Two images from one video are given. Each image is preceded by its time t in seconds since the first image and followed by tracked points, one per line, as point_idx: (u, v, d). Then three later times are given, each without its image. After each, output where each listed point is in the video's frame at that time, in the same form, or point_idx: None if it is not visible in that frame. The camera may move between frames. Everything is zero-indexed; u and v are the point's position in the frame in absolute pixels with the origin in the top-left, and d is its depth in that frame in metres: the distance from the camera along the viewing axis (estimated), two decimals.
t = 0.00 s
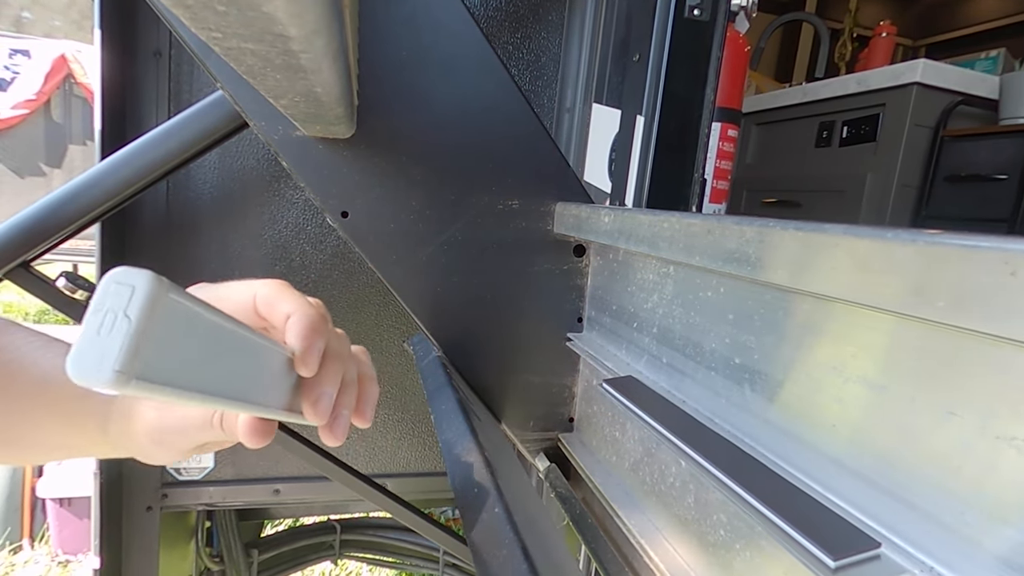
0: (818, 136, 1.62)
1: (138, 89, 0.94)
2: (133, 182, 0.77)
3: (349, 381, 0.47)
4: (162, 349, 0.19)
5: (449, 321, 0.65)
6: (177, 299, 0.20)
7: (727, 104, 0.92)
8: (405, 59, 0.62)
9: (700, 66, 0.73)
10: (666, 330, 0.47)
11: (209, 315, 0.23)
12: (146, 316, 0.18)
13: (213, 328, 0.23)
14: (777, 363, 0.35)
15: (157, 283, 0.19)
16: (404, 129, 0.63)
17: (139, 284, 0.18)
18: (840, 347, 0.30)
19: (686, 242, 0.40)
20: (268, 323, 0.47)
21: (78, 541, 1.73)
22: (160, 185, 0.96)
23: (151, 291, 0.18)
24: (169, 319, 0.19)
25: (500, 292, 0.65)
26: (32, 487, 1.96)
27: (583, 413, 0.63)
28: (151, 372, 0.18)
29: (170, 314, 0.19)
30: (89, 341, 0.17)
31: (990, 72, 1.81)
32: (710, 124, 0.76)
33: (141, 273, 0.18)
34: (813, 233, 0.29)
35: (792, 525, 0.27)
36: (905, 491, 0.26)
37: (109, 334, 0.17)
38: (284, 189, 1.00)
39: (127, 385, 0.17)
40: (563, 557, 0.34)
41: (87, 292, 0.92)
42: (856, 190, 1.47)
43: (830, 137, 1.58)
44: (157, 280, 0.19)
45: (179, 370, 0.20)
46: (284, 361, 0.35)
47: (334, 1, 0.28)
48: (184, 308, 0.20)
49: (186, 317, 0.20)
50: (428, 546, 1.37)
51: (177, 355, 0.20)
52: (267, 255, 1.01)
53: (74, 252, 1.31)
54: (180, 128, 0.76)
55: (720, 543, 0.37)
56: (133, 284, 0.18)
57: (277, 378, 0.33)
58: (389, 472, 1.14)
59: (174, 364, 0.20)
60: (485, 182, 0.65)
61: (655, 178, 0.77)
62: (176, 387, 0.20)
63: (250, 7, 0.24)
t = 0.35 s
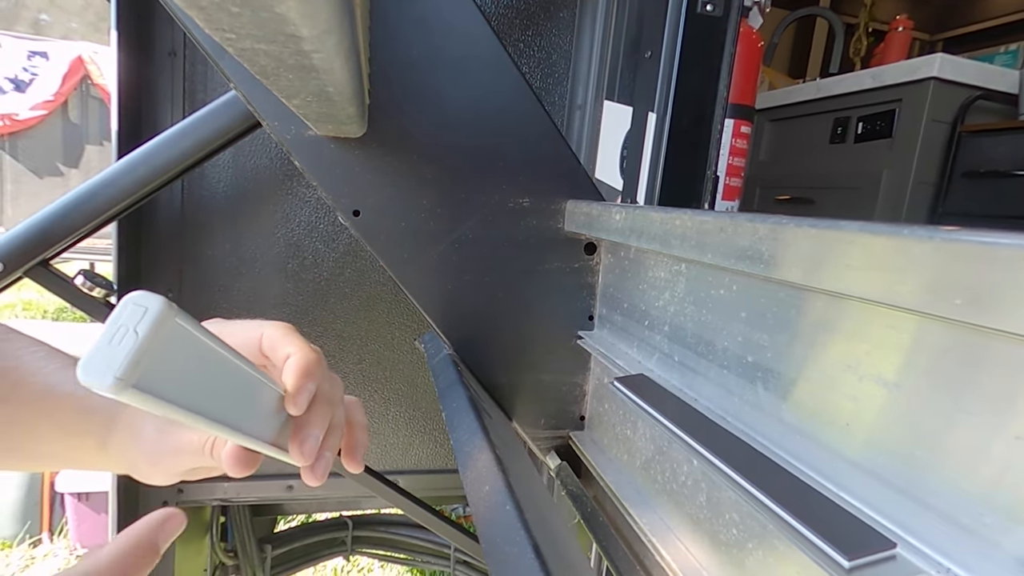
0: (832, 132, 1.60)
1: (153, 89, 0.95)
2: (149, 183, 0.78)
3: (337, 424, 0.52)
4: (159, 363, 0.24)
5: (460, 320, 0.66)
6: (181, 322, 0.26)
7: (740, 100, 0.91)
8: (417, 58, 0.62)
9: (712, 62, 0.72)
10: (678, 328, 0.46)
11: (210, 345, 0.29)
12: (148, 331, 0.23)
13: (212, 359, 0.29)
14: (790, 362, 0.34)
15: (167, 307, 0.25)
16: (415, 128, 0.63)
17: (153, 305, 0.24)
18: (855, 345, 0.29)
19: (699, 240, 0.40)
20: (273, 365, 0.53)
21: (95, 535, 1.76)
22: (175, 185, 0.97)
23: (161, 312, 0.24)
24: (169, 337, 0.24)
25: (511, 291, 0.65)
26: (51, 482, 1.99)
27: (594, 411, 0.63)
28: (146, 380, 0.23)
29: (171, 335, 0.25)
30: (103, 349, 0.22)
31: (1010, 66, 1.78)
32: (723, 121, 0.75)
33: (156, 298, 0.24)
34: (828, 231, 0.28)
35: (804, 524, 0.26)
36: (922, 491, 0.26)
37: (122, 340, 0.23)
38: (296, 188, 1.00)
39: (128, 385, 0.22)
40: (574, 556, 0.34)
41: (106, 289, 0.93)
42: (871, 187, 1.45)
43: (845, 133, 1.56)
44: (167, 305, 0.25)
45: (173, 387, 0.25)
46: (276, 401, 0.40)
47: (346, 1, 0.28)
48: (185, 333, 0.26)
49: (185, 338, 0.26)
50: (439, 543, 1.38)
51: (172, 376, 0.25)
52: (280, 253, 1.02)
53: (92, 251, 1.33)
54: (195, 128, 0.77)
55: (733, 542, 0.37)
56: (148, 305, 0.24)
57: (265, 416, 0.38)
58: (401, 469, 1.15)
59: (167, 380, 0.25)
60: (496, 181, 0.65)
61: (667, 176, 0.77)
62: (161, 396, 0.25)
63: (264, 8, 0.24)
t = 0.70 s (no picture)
0: (842, 132, 1.59)
1: (164, 91, 0.96)
2: (160, 185, 0.79)
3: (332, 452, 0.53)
4: (125, 408, 0.24)
5: (468, 320, 0.66)
6: (172, 367, 0.25)
7: (748, 101, 0.91)
8: (425, 60, 0.62)
9: (721, 63, 0.72)
10: (686, 329, 0.46)
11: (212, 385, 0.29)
12: (122, 378, 0.23)
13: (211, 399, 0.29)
14: (800, 363, 0.34)
15: (159, 352, 0.25)
16: (423, 129, 0.63)
17: (139, 349, 0.24)
18: (866, 346, 0.29)
19: (708, 240, 0.40)
20: (271, 392, 0.52)
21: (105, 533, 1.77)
22: (185, 186, 0.98)
23: (146, 358, 0.24)
24: (150, 382, 0.24)
25: (518, 291, 0.65)
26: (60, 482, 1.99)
27: (602, 412, 0.63)
28: (108, 417, 0.23)
29: (148, 381, 0.24)
30: (87, 383, 0.23)
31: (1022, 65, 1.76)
32: (732, 121, 0.75)
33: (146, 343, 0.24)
34: (838, 232, 0.28)
35: (814, 526, 0.26)
36: (934, 493, 0.26)
37: (98, 377, 0.23)
38: (305, 189, 1.01)
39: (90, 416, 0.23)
40: (582, 557, 0.34)
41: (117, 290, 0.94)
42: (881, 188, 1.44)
43: (855, 133, 1.55)
44: (158, 350, 0.25)
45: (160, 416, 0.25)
46: (270, 434, 0.40)
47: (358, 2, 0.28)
48: (173, 378, 0.25)
49: (170, 385, 0.25)
50: (446, 543, 1.38)
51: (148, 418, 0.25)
52: (289, 254, 1.02)
53: (103, 251, 1.35)
54: (205, 130, 0.78)
55: (742, 544, 0.37)
56: (135, 349, 0.24)
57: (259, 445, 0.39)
58: (408, 469, 1.15)
59: (136, 420, 0.24)
60: (504, 182, 0.65)
61: (675, 177, 0.77)
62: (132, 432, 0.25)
63: (277, 10, 0.24)
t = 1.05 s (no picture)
0: (845, 132, 1.59)
1: (168, 91, 0.96)
2: (165, 185, 0.79)
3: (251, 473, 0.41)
4: (67, 467, 0.25)
5: (471, 320, 0.66)
6: (126, 447, 0.25)
7: (751, 101, 0.91)
8: (429, 61, 0.62)
9: (724, 63, 0.72)
10: (689, 329, 0.46)
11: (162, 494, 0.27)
12: (75, 436, 0.24)
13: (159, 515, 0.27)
14: (803, 363, 0.34)
15: (128, 425, 0.25)
16: (426, 129, 0.64)
17: (108, 411, 0.25)
18: (869, 346, 0.29)
19: (711, 241, 0.40)
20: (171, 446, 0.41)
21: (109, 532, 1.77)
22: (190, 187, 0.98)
23: (108, 423, 0.25)
24: (99, 450, 0.25)
25: (522, 292, 0.65)
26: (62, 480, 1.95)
27: (604, 413, 0.63)
28: (46, 467, 0.24)
29: (99, 449, 0.25)
30: (54, 418, 0.24)
31: None
32: (735, 122, 0.75)
33: (123, 408, 0.25)
34: (842, 232, 0.28)
35: (818, 527, 0.26)
36: (939, 495, 0.26)
37: (59, 423, 0.24)
38: (309, 189, 1.01)
39: (26, 459, 0.24)
40: (586, 557, 0.34)
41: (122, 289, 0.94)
42: (885, 188, 1.44)
43: (859, 134, 1.54)
44: (128, 423, 0.25)
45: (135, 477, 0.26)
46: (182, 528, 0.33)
47: (364, 4, 0.28)
48: (129, 457, 0.26)
49: (122, 461, 0.26)
50: (448, 543, 1.39)
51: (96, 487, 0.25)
52: (293, 254, 1.03)
53: (107, 251, 1.35)
54: (210, 130, 0.78)
55: (745, 545, 0.37)
56: (110, 409, 0.25)
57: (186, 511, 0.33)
58: (410, 469, 1.16)
59: (75, 483, 0.25)
60: (507, 182, 0.65)
61: (678, 177, 0.77)
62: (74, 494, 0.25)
63: (284, 13, 0.24)
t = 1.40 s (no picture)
0: (853, 132, 1.58)
1: (176, 93, 0.97)
2: (173, 186, 0.80)
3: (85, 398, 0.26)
4: (68, 471, 0.22)
5: (476, 320, 0.66)
6: (132, 463, 0.22)
7: (758, 101, 0.91)
8: (435, 62, 0.62)
9: (731, 63, 0.72)
10: (696, 330, 0.46)
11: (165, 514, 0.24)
12: (85, 436, 0.21)
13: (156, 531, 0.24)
14: (810, 364, 0.34)
15: (138, 441, 0.22)
16: (432, 130, 0.64)
17: (119, 422, 0.22)
18: (876, 347, 0.29)
19: (718, 241, 0.40)
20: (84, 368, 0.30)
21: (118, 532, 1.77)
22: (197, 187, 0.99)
23: (115, 434, 0.22)
24: (98, 461, 0.22)
25: (527, 292, 0.65)
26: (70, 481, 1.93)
27: (610, 413, 0.63)
28: (51, 465, 0.22)
29: (105, 456, 0.22)
30: (79, 419, 0.22)
31: None
32: (742, 122, 0.75)
33: (139, 423, 0.22)
34: (850, 233, 0.28)
35: (825, 528, 0.26)
36: (947, 496, 0.26)
37: (82, 423, 0.22)
38: (315, 190, 1.01)
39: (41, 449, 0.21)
40: (591, 557, 0.34)
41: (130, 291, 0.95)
42: (892, 189, 1.43)
43: (866, 133, 1.53)
44: (137, 440, 0.22)
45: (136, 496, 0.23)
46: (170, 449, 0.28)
47: (372, 6, 0.28)
48: (131, 479, 0.23)
49: (123, 479, 0.22)
50: (453, 544, 1.39)
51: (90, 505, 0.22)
52: (299, 254, 1.03)
53: (116, 251, 1.36)
54: (217, 131, 0.79)
55: (752, 546, 0.36)
56: (126, 419, 0.22)
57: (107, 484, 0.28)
58: (416, 469, 1.16)
59: (73, 494, 0.22)
60: (513, 183, 0.65)
61: (684, 177, 0.76)
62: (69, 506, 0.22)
63: (292, 14, 0.24)
